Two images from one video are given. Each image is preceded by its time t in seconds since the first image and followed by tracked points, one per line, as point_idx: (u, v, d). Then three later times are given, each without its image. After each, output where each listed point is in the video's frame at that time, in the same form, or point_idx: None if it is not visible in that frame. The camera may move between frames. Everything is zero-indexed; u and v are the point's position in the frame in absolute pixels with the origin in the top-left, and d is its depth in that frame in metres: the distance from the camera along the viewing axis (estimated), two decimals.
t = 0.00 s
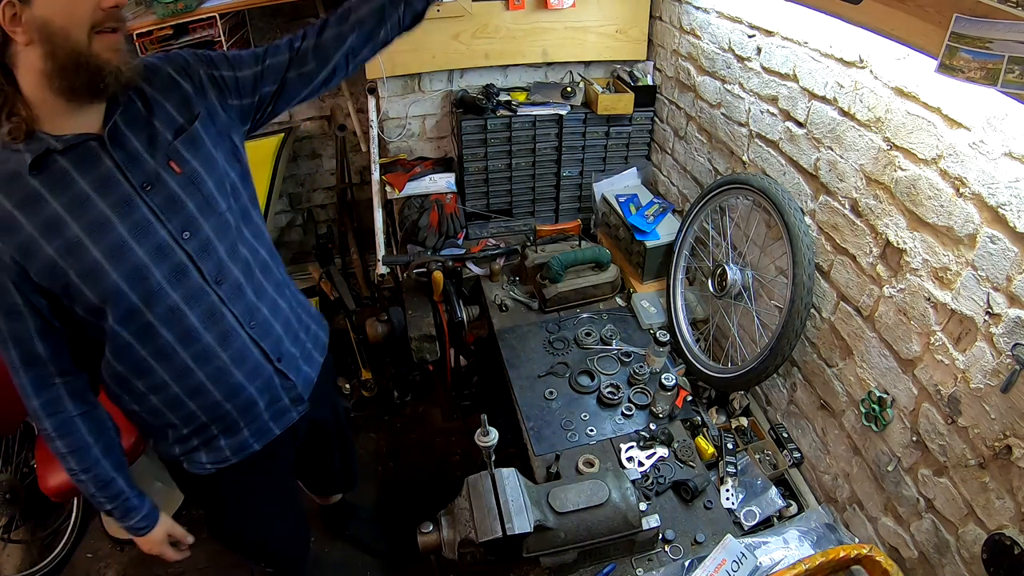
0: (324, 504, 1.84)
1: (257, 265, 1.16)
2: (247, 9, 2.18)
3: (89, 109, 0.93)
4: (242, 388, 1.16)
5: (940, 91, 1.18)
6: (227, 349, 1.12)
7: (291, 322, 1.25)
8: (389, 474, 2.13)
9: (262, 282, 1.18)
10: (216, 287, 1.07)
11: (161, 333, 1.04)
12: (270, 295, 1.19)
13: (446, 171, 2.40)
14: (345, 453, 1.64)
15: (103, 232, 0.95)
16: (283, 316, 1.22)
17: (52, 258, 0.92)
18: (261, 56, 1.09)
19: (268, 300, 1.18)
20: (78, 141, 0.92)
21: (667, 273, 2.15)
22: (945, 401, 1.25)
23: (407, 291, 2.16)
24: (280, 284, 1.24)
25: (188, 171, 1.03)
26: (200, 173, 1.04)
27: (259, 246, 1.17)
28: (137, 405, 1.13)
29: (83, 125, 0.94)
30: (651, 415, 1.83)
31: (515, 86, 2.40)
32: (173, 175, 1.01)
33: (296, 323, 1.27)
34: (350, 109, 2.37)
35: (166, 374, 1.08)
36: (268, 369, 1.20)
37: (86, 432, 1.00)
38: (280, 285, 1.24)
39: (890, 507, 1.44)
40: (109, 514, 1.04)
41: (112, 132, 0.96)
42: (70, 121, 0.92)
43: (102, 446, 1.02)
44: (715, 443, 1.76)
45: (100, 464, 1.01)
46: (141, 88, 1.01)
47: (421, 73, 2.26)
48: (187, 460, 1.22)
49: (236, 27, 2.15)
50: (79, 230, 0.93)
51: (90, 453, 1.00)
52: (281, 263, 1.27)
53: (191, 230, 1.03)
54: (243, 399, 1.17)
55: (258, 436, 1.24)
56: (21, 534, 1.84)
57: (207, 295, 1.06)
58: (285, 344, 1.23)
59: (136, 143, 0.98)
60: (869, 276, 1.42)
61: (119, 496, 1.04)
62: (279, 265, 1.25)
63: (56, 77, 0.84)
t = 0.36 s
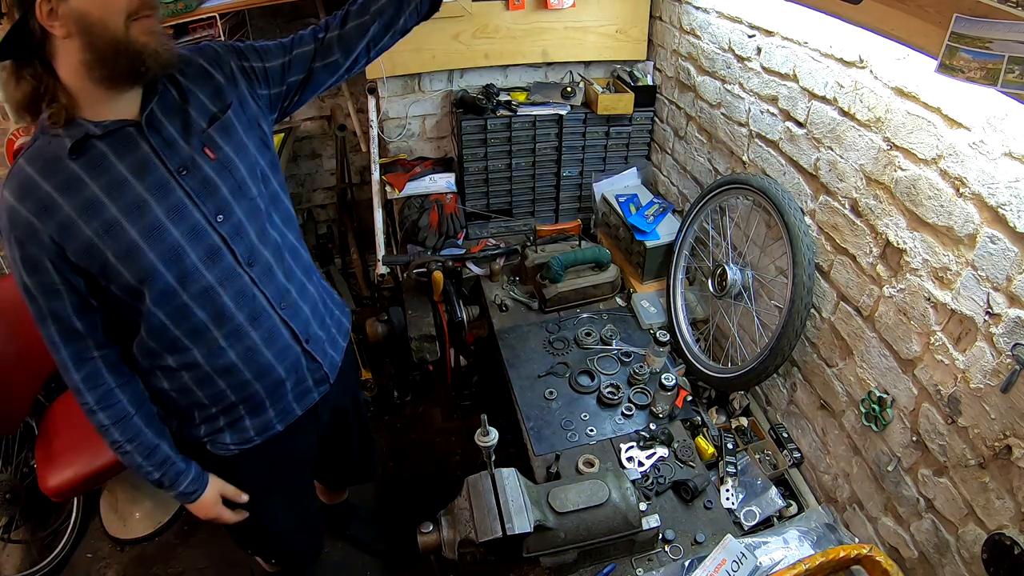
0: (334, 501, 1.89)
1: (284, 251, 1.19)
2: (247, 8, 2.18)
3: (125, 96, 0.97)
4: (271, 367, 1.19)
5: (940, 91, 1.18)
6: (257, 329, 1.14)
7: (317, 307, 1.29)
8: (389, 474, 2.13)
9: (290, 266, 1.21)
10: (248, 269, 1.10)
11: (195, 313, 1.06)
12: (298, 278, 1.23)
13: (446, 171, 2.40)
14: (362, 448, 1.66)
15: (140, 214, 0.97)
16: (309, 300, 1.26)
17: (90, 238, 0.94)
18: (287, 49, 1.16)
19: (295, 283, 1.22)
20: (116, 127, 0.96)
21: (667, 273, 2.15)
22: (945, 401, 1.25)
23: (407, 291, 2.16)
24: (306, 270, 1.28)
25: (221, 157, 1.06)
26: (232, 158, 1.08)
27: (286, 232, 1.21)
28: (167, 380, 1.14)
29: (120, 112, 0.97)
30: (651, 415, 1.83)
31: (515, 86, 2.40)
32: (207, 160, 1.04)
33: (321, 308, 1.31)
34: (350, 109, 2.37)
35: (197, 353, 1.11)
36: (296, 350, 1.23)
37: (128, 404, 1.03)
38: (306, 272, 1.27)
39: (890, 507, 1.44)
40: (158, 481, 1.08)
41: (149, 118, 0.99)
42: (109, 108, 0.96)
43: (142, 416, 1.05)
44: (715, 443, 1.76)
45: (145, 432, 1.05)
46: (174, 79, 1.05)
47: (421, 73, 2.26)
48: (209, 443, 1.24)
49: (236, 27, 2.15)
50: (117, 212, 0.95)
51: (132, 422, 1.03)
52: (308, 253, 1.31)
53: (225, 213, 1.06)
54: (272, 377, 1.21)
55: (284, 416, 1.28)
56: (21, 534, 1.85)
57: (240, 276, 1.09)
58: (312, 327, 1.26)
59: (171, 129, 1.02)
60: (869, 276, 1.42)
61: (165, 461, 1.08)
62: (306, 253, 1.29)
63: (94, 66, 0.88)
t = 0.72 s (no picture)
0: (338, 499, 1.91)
1: (300, 243, 1.20)
2: (247, 8, 2.18)
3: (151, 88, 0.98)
4: (282, 357, 1.20)
5: (940, 91, 1.18)
6: (269, 320, 1.16)
7: (331, 299, 1.29)
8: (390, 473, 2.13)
9: (306, 258, 1.22)
10: (263, 260, 1.11)
11: (208, 301, 1.08)
12: (313, 270, 1.24)
13: (446, 171, 2.40)
14: (371, 445, 1.66)
15: (158, 200, 0.99)
16: (324, 293, 1.27)
17: (108, 221, 0.96)
18: (302, 35, 1.16)
19: (310, 275, 1.23)
20: (139, 116, 0.97)
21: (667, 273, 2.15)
22: (945, 402, 1.25)
23: (407, 290, 2.16)
24: (321, 263, 1.28)
25: (240, 148, 1.08)
26: (251, 150, 1.09)
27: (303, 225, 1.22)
28: (179, 366, 1.16)
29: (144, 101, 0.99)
30: (651, 415, 1.83)
31: (515, 86, 2.40)
32: (226, 151, 1.06)
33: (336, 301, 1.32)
34: (350, 109, 2.37)
35: (209, 340, 1.12)
36: (308, 343, 1.23)
37: (127, 393, 1.06)
38: (323, 265, 1.28)
39: (890, 507, 1.44)
40: (142, 471, 1.11)
41: (173, 109, 1.01)
42: (134, 98, 0.97)
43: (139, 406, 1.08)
44: (715, 443, 1.76)
45: (141, 422, 1.08)
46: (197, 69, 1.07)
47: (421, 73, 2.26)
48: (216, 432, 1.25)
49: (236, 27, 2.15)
50: (135, 198, 0.97)
51: (128, 409, 1.06)
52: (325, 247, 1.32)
53: (241, 204, 1.07)
54: (283, 367, 1.21)
55: (291, 406, 1.28)
56: (21, 534, 1.83)
57: (254, 267, 1.10)
58: (325, 320, 1.26)
59: (193, 119, 1.04)
60: (869, 276, 1.42)
61: (153, 454, 1.10)
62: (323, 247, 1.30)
63: (116, 54, 0.89)
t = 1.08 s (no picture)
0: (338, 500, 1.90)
1: (304, 246, 1.20)
2: (247, 9, 2.18)
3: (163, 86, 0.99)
4: (278, 360, 1.20)
5: (940, 91, 1.18)
6: (267, 321, 1.15)
7: (334, 305, 1.29)
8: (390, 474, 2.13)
9: (309, 262, 1.21)
10: (262, 262, 1.11)
11: (205, 298, 1.08)
12: (316, 275, 1.23)
13: (446, 171, 2.40)
14: (373, 445, 1.66)
15: (160, 197, 1.00)
16: (326, 298, 1.26)
17: (110, 213, 0.98)
18: (316, 44, 1.15)
19: (312, 280, 1.22)
20: (147, 112, 0.98)
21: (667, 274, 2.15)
22: (945, 402, 1.25)
23: (407, 290, 2.16)
24: (325, 268, 1.27)
25: (246, 150, 1.07)
26: (256, 151, 1.09)
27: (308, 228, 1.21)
28: (178, 360, 1.18)
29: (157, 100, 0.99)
30: (651, 415, 1.83)
31: (515, 86, 2.41)
32: (231, 152, 1.06)
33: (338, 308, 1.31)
34: (350, 109, 2.37)
35: (206, 337, 1.13)
36: (305, 347, 1.23)
37: (125, 374, 1.09)
38: (327, 270, 1.27)
39: (890, 507, 1.44)
40: (136, 449, 1.14)
41: (181, 107, 1.01)
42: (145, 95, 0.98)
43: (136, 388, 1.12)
44: (715, 443, 1.76)
45: (137, 403, 1.11)
46: (210, 70, 1.07)
47: (421, 73, 2.26)
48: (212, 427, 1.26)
49: (235, 27, 2.15)
50: (138, 192, 0.98)
51: (125, 391, 1.10)
52: (331, 251, 1.32)
53: (243, 205, 1.07)
54: (280, 369, 1.21)
55: (287, 408, 1.27)
56: (21, 534, 1.84)
57: (253, 269, 1.10)
58: (325, 325, 1.26)
59: (200, 119, 1.04)
60: (869, 276, 1.42)
61: (147, 434, 1.13)
62: (328, 250, 1.29)
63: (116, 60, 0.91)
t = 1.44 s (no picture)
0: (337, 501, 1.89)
1: (289, 260, 1.19)
2: (247, 8, 2.18)
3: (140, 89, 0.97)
4: (247, 371, 1.20)
5: (940, 91, 1.18)
6: (240, 332, 1.16)
7: (313, 323, 1.28)
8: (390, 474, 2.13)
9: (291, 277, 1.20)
10: (239, 273, 1.11)
11: (178, 303, 1.09)
12: (297, 291, 1.22)
13: (446, 171, 2.40)
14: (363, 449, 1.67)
15: (142, 197, 1.00)
16: (306, 315, 1.25)
17: (92, 207, 0.98)
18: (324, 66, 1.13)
19: (293, 296, 1.21)
20: (137, 110, 0.97)
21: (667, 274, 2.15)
22: (945, 401, 1.25)
23: (407, 290, 2.16)
24: (309, 285, 1.26)
25: (235, 159, 1.07)
26: (244, 161, 1.08)
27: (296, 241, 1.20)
28: (151, 357, 1.18)
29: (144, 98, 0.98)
30: (651, 415, 1.83)
31: (515, 86, 2.41)
32: (219, 160, 1.05)
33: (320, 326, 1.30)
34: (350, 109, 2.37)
35: (177, 337, 1.13)
36: (277, 361, 1.23)
37: (109, 363, 1.10)
38: (312, 286, 1.26)
39: (890, 507, 1.44)
40: (121, 443, 1.14)
41: (169, 109, 1.00)
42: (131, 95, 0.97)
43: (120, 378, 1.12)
44: (715, 443, 1.76)
45: (121, 393, 1.12)
46: (209, 72, 1.06)
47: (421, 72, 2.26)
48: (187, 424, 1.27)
49: (236, 27, 2.15)
50: (122, 191, 0.99)
51: (108, 380, 1.11)
52: (320, 265, 1.31)
53: (225, 214, 1.07)
54: (249, 383, 1.21)
55: (257, 417, 1.27)
56: (21, 534, 1.84)
57: (229, 279, 1.10)
58: (301, 342, 1.25)
59: (191, 122, 1.03)
60: (869, 276, 1.42)
61: (130, 427, 1.14)
62: (316, 265, 1.28)
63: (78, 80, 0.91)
